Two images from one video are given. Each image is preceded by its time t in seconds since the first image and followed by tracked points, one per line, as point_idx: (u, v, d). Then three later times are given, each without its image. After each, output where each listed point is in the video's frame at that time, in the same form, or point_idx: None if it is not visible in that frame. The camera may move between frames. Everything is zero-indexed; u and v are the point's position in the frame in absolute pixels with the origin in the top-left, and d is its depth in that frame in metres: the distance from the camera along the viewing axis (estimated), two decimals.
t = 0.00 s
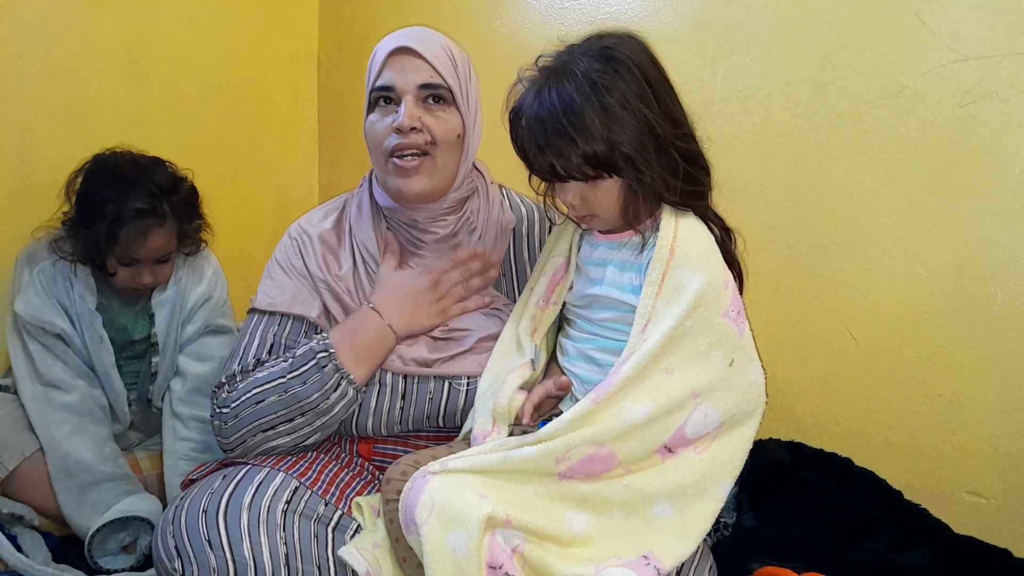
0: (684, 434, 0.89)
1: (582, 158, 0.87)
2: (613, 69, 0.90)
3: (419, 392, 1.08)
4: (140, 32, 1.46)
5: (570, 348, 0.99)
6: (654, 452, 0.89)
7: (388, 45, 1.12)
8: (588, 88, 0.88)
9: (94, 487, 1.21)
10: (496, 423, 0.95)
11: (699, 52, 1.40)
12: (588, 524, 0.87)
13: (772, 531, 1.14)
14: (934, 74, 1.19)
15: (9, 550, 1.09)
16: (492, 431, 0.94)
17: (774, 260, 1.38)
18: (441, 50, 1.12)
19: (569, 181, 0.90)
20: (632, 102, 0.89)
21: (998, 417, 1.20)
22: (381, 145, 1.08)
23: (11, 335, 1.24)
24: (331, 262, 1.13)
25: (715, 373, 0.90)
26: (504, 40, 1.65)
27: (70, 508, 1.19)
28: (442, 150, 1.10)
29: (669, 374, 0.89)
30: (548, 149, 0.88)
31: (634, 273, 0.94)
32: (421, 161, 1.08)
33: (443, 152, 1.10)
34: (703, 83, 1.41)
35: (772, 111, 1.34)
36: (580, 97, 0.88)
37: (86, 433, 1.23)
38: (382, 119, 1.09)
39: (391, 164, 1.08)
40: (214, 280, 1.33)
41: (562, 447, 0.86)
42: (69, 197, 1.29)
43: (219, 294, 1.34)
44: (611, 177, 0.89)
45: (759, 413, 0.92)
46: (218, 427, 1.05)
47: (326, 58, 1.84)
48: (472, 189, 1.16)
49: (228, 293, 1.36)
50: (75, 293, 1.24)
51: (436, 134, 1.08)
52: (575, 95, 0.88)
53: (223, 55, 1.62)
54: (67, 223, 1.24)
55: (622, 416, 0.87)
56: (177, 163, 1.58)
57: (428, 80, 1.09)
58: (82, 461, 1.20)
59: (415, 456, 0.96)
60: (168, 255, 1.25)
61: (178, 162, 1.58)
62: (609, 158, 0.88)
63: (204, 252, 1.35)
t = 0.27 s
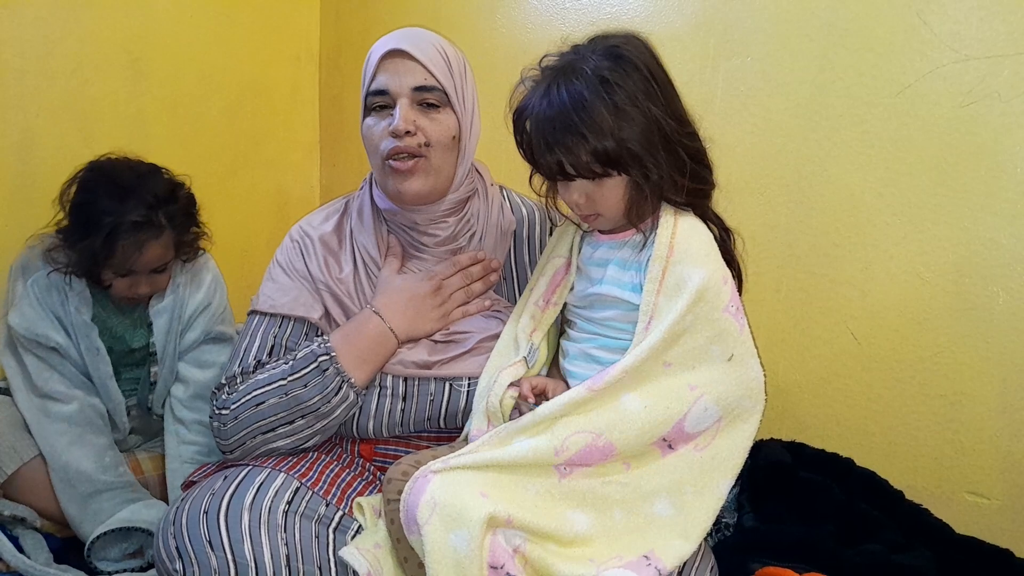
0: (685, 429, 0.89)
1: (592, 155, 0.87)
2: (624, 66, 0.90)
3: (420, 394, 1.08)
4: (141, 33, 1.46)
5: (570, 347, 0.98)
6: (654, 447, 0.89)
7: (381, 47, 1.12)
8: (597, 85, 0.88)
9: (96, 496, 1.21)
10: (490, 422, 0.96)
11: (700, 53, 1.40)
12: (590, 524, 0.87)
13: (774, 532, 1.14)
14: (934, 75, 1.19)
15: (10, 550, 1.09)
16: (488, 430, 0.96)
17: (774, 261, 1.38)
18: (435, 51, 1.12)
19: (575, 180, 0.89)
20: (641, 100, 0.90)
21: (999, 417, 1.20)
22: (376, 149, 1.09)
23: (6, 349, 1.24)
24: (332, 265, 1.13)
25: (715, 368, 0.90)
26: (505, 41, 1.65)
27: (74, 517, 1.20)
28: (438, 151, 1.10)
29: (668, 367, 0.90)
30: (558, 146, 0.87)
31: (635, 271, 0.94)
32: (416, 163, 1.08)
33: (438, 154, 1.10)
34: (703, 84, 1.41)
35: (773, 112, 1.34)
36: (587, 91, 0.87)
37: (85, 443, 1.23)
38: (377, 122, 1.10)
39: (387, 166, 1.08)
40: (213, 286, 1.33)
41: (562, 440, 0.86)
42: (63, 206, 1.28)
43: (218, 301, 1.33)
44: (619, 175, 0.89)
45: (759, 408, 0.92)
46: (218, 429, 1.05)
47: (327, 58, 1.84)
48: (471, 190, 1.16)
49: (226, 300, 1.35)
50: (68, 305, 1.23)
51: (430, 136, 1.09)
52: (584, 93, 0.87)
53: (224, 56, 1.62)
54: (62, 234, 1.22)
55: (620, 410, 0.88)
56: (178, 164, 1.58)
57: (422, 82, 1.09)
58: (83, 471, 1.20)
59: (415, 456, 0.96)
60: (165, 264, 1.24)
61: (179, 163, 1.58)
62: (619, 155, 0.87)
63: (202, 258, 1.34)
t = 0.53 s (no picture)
0: (685, 429, 0.89)
1: (591, 157, 0.87)
2: (623, 68, 0.90)
3: (420, 395, 1.09)
4: (141, 34, 1.47)
5: (570, 348, 0.98)
6: (654, 446, 0.89)
7: (390, 48, 1.11)
8: (597, 88, 0.88)
9: (104, 499, 1.21)
10: (483, 426, 0.97)
11: (700, 54, 1.41)
12: (590, 524, 0.87)
13: (774, 533, 1.14)
14: (934, 76, 1.19)
15: (9, 551, 1.09)
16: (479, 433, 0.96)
17: (774, 262, 1.38)
18: (444, 54, 1.11)
19: (574, 183, 0.89)
20: (640, 103, 0.90)
21: (999, 419, 1.19)
22: (376, 149, 1.09)
23: (4, 356, 1.24)
24: (334, 265, 1.13)
25: (714, 369, 0.90)
26: (505, 42, 1.65)
27: (81, 519, 1.20)
28: (437, 155, 1.09)
29: (667, 368, 0.90)
30: (558, 148, 0.87)
31: (634, 273, 0.94)
32: (413, 166, 1.07)
33: (436, 157, 1.09)
34: (703, 85, 1.41)
35: (773, 113, 1.34)
36: (585, 94, 0.87)
37: (90, 447, 1.23)
38: (379, 122, 1.09)
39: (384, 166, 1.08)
40: (211, 289, 1.32)
41: (563, 440, 0.86)
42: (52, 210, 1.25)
43: (217, 304, 1.32)
44: (619, 176, 0.89)
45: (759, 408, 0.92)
46: (218, 427, 1.04)
47: (327, 59, 1.84)
48: (473, 194, 1.16)
49: (225, 303, 1.34)
50: (66, 312, 1.23)
51: (430, 139, 1.08)
52: (583, 96, 0.87)
53: (223, 57, 1.62)
54: (53, 241, 1.21)
55: (620, 410, 0.88)
56: (178, 165, 1.58)
57: (425, 84, 1.08)
58: (89, 475, 1.20)
59: (415, 457, 0.96)
60: (158, 270, 1.23)
61: (179, 164, 1.58)
62: (618, 157, 0.88)
63: (196, 260, 1.33)
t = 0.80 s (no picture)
0: (681, 424, 0.89)
1: (586, 161, 0.87)
2: (614, 69, 0.90)
3: (423, 392, 1.08)
4: (141, 31, 1.46)
5: (568, 344, 0.99)
6: (651, 442, 0.89)
7: (406, 44, 1.12)
8: (588, 91, 0.88)
9: (112, 498, 1.21)
10: (484, 424, 0.97)
11: (700, 51, 1.40)
12: (589, 520, 0.87)
13: (773, 531, 1.14)
14: (934, 73, 1.19)
15: (9, 548, 1.08)
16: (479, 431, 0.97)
17: (774, 259, 1.38)
18: (458, 52, 1.11)
19: (570, 185, 0.89)
20: (633, 104, 0.89)
21: (998, 416, 1.20)
22: (387, 144, 1.09)
23: (7, 356, 1.23)
24: (342, 259, 1.12)
25: (711, 364, 0.90)
26: (505, 39, 1.65)
27: (85, 520, 1.20)
28: (447, 153, 1.09)
29: (664, 362, 0.90)
30: (553, 152, 0.87)
31: (631, 269, 0.94)
32: (423, 162, 1.08)
33: (447, 154, 1.09)
34: (703, 83, 1.41)
35: (772, 111, 1.34)
36: (577, 98, 0.87)
37: (97, 447, 1.23)
38: (391, 117, 1.10)
39: (396, 162, 1.08)
40: (211, 287, 1.33)
41: (558, 433, 0.87)
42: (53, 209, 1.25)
43: (217, 303, 1.33)
44: (614, 178, 0.89)
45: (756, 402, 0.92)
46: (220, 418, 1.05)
47: (327, 57, 1.84)
48: (483, 193, 1.16)
49: (225, 302, 1.35)
50: (71, 312, 1.23)
51: (441, 136, 1.08)
52: (575, 100, 0.87)
53: (224, 55, 1.62)
54: (53, 242, 1.20)
55: (613, 404, 0.89)
56: (178, 163, 1.58)
57: (438, 81, 1.09)
58: (97, 474, 1.20)
59: (415, 454, 0.96)
60: (157, 271, 1.22)
61: (179, 161, 1.58)
62: (612, 159, 0.88)
63: (198, 260, 1.33)
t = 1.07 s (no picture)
0: (682, 406, 0.90)
1: (586, 158, 0.87)
2: (612, 66, 0.90)
3: (426, 389, 1.09)
4: (140, 26, 1.46)
5: (568, 338, 0.99)
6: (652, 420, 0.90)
7: (420, 42, 1.12)
8: (587, 88, 0.88)
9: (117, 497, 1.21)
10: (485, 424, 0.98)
11: (699, 47, 1.40)
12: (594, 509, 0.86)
13: (772, 527, 1.15)
14: (934, 69, 1.19)
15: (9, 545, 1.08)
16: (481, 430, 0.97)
17: (773, 256, 1.38)
18: (477, 54, 1.12)
19: (571, 182, 0.89)
20: (631, 100, 0.90)
21: (997, 412, 1.20)
22: (408, 143, 1.08)
23: (13, 355, 1.24)
24: (343, 255, 1.12)
25: (714, 353, 0.91)
26: (505, 35, 1.64)
27: (90, 518, 1.19)
28: (469, 154, 1.10)
29: (668, 355, 0.90)
30: (552, 151, 0.88)
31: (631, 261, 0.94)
32: (447, 163, 1.08)
33: (469, 155, 1.10)
34: (702, 79, 1.41)
35: (772, 107, 1.34)
36: (576, 95, 0.88)
37: (101, 447, 1.23)
38: (409, 117, 1.09)
39: (417, 162, 1.08)
40: (216, 291, 1.33)
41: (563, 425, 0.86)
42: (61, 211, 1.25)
43: (221, 305, 1.33)
44: (613, 174, 0.89)
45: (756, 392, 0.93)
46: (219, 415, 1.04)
47: (327, 53, 1.84)
48: (490, 192, 1.17)
49: (230, 305, 1.35)
50: (74, 312, 1.23)
51: (464, 137, 1.09)
52: (574, 97, 0.88)
53: (224, 51, 1.62)
54: (60, 244, 1.20)
55: (618, 395, 0.88)
56: (177, 159, 1.58)
57: (460, 83, 1.10)
58: (102, 474, 1.20)
59: (415, 450, 0.96)
60: (165, 274, 1.22)
61: (178, 157, 1.58)
62: (611, 156, 0.87)
63: (205, 262, 1.34)
